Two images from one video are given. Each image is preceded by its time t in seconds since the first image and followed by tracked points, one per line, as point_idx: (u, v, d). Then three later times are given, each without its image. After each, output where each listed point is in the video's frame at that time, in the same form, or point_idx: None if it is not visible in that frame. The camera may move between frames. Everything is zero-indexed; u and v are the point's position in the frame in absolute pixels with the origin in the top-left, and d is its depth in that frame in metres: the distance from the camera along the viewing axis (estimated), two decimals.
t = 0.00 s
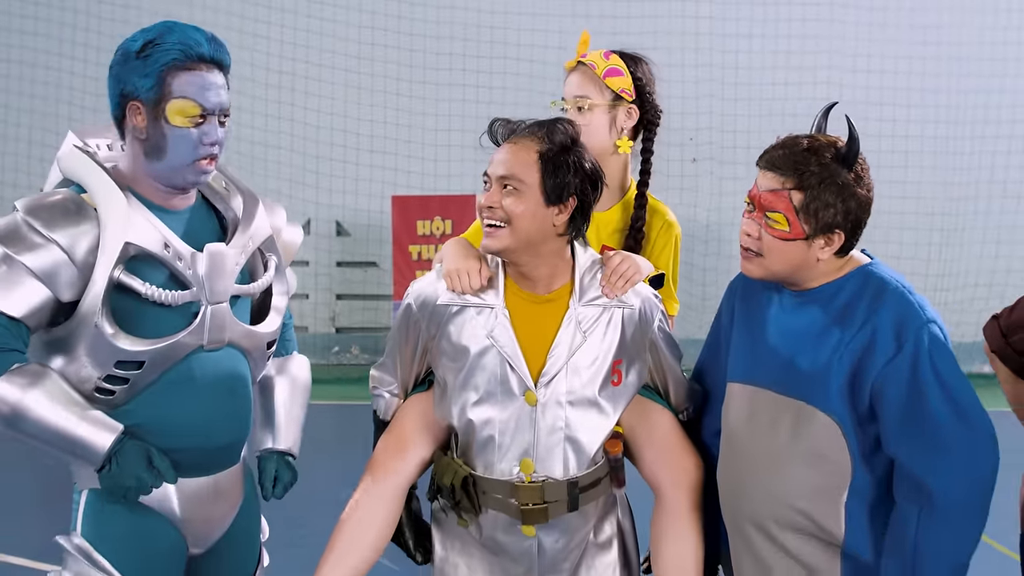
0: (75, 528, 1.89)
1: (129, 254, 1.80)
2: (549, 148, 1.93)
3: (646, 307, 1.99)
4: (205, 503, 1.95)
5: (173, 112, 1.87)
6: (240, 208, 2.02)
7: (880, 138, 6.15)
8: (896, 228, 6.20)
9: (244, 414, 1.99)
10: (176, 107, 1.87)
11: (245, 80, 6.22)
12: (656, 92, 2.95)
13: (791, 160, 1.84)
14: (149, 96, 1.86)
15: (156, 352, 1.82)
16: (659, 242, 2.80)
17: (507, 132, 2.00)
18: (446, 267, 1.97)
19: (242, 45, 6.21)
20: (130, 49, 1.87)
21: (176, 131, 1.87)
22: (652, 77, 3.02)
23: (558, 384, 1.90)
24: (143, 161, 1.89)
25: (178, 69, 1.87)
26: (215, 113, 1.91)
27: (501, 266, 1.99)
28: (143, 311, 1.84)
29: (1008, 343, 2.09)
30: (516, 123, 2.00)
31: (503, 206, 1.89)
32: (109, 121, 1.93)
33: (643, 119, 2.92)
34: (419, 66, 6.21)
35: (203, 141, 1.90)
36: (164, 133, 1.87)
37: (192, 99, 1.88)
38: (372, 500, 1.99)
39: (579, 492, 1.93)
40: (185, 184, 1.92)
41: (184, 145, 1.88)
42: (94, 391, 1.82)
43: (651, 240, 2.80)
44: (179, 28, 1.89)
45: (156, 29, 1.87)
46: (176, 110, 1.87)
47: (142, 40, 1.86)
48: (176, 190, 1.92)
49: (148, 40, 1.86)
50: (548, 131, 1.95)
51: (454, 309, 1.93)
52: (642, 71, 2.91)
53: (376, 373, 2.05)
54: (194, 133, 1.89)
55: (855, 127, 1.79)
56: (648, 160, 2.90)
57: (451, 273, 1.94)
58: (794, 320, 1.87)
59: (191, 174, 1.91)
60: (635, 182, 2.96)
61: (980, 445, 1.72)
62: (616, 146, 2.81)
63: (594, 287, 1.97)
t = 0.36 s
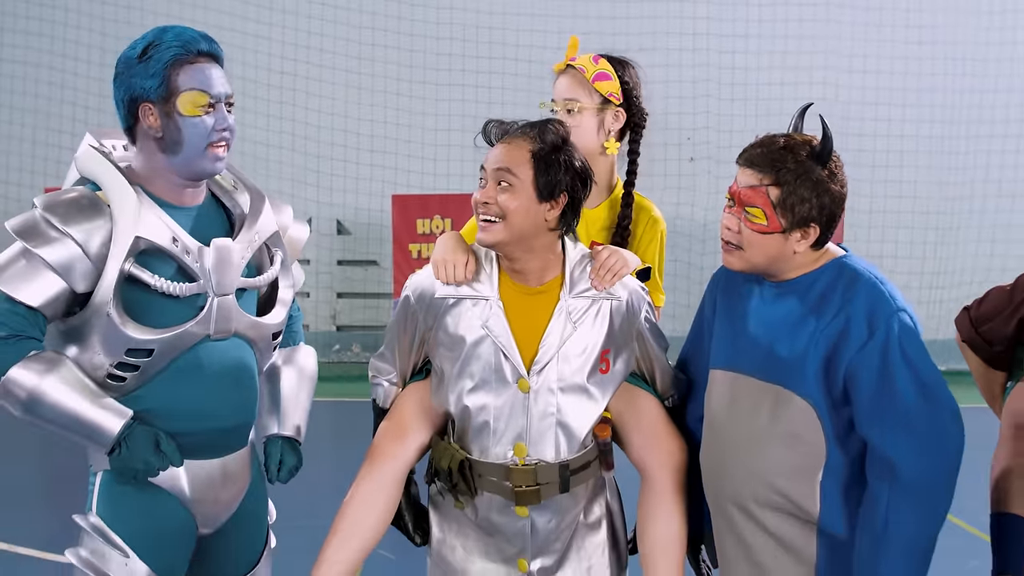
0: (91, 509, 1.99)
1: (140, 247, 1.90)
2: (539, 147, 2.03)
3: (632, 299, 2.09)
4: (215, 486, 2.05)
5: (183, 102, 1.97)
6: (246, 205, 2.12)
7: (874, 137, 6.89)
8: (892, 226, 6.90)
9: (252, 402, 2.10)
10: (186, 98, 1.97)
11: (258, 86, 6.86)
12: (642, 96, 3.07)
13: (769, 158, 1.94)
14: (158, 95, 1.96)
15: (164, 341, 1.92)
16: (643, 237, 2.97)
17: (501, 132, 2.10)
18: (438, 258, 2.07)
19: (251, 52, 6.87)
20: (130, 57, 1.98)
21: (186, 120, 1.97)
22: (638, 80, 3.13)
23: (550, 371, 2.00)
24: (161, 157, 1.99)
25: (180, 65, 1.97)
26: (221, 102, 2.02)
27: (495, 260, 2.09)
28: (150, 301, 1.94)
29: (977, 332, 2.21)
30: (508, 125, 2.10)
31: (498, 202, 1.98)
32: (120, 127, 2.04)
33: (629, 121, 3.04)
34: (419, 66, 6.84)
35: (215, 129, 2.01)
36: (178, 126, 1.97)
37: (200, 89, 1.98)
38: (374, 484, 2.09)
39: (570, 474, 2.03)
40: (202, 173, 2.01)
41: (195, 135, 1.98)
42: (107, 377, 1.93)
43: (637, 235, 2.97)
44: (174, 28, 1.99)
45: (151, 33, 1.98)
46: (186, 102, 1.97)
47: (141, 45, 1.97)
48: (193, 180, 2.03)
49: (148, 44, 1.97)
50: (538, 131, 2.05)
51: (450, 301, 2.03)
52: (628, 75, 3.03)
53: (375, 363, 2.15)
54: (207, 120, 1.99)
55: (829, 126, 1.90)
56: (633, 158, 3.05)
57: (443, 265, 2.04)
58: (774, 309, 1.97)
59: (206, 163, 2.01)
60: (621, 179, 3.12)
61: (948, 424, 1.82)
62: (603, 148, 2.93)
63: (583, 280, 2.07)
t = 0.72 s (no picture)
0: (109, 489, 2.10)
1: (155, 242, 1.99)
2: (530, 145, 2.12)
3: (621, 290, 2.18)
4: (226, 469, 2.14)
5: (193, 104, 2.06)
6: (257, 200, 2.22)
7: (871, 135, 7.09)
8: (887, 224, 7.15)
9: (261, 389, 2.19)
10: (195, 100, 2.06)
11: (262, 80, 7.03)
12: (628, 94, 3.18)
13: (757, 153, 2.05)
14: (168, 96, 2.05)
15: (178, 331, 2.01)
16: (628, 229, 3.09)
17: (493, 131, 2.19)
18: (434, 251, 2.16)
19: (250, 53, 7.01)
20: (140, 59, 2.07)
21: (196, 121, 2.06)
22: (626, 79, 3.24)
23: (541, 359, 2.10)
24: (173, 155, 2.09)
25: (189, 67, 2.06)
26: (228, 102, 2.11)
27: (489, 252, 2.18)
28: (165, 293, 2.03)
29: (959, 322, 2.18)
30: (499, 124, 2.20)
31: (492, 198, 2.08)
32: (132, 126, 2.13)
33: (615, 118, 3.15)
34: (419, 66, 7.03)
35: (224, 129, 2.10)
36: (187, 126, 2.06)
37: (207, 90, 2.07)
38: (374, 468, 2.18)
39: (561, 457, 2.12)
40: (213, 170, 2.11)
41: (204, 134, 2.07)
42: (124, 364, 2.03)
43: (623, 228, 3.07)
44: (182, 31, 2.08)
45: (162, 36, 2.07)
46: (196, 103, 2.06)
47: (152, 48, 2.06)
48: (204, 176, 2.12)
49: (158, 47, 2.06)
50: (529, 130, 2.15)
51: (446, 293, 2.13)
52: (615, 74, 3.14)
53: (376, 352, 2.25)
54: (215, 121, 2.08)
55: (814, 122, 2.01)
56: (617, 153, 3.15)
57: (440, 258, 2.13)
58: (762, 296, 2.07)
59: (216, 160, 2.10)
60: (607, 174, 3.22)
61: (924, 406, 1.92)
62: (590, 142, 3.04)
63: (572, 272, 2.16)
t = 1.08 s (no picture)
0: (128, 477, 2.17)
1: (174, 239, 2.07)
2: (530, 144, 2.21)
3: (616, 283, 2.27)
4: (240, 457, 2.23)
5: (212, 106, 2.14)
6: (270, 199, 2.30)
7: (868, 135, 7.44)
8: (884, 223, 7.46)
9: (274, 381, 2.27)
10: (214, 102, 2.14)
11: (272, 83, 7.41)
12: (623, 95, 3.27)
13: (757, 148, 2.13)
14: (189, 98, 2.13)
15: (196, 325, 2.09)
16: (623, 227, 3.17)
17: (492, 131, 2.27)
18: (437, 247, 2.24)
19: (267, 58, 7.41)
20: (161, 62, 2.14)
21: (215, 123, 2.14)
22: (620, 81, 3.32)
23: (539, 349, 2.18)
24: (190, 155, 2.17)
25: (209, 71, 2.14)
26: (245, 104, 2.19)
27: (489, 248, 2.27)
28: (183, 289, 2.12)
29: (945, 316, 2.25)
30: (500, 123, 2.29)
31: (492, 196, 2.16)
32: (151, 126, 2.20)
33: (609, 120, 3.24)
34: (419, 67, 7.38)
35: (241, 131, 2.18)
36: (206, 127, 2.14)
37: (226, 94, 2.15)
38: (378, 454, 2.26)
39: (558, 444, 2.20)
40: (228, 169, 2.19)
41: (222, 135, 2.15)
42: (143, 356, 2.11)
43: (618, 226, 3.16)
44: (202, 36, 2.16)
45: (182, 41, 2.15)
46: (215, 106, 2.14)
47: (173, 51, 2.14)
48: (219, 176, 2.20)
49: (179, 50, 2.14)
50: (529, 130, 2.23)
51: (448, 286, 2.21)
52: (609, 77, 3.22)
53: (381, 343, 2.34)
54: (232, 123, 2.16)
55: (811, 119, 2.10)
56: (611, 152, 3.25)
57: (442, 253, 2.21)
58: (757, 289, 2.15)
59: (232, 161, 2.18)
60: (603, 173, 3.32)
61: (911, 395, 2.01)
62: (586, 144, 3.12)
63: (568, 265, 2.24)
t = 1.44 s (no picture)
0: (147, 464, 2.27)
1: (193, 236, 2.18)
2: (536, 145, 2.31)
3: (615, 279, 2.37)
4: (253, 446, 2.33)
5: (231, 111, 2.24)
6: (283, 200, 2.40)
7: (863, 136, 7.61)
8: (879, 223, 7.64)
9: (286, 373, 2.37)
10: (233, 107, 2.24)
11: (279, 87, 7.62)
12: (622, 102, 3.38)
13: (753, 150, 2.24)
14: (209, 102, 2.23)
15: (213, 318, 2.19)
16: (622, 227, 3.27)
17: (497, 135, 2.38)
18: (443, 244, 2.34)
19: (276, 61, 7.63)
20: (183, 69, 2.25)
21: (233, 126, 2.25)
22: (619, 88, 3.43)
23: (541, 342, 2.29)
24: (209, 157, 2.27)
25: (229, 77, 2.25)
26: (262, 109, 2.30)
27: (493, 246, 2.37)
28: (201, 284, 2.22)
29: (924, 311, 2.40)
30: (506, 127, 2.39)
31: (498, 194, 2.26)
32: (171, 129, 2.31)
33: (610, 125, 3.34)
34: (420, 69, 7.62)
35: (258, 134, 2.28)
36: (225, 130, 2.24)
37: (244, 99, 2.25)
38: (386, 443, 2.35)
39: (559, 433, 2.31)
40: (245, 170, 2.30)
41: (240, 138, 2.26)
42: (163, 348, 2.22)
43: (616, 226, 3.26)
44: (222, 44, 2.27)
45: (204, 48, 2.25)
46: (233, 110, 2.24)
47: (194, 58, 2.24)
48: (235, 176, 2.31)
49: (200, 57, 2.24)
50: (534, 133, 2.34)
51: (454, 281, 2.31)
52: (610, 83, 3.32)
53: (388, 338, 2.44)
54: (250, 127, 2.27)
55: (804, 124, 2.21)
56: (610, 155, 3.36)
57: (449, 252, 2.31)
58: (750, 285, 2.25)
59: (249, 162, 2.28)
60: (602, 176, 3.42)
61: (897, 385, 2.11)
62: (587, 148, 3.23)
63: (570, 262, 2.35)
